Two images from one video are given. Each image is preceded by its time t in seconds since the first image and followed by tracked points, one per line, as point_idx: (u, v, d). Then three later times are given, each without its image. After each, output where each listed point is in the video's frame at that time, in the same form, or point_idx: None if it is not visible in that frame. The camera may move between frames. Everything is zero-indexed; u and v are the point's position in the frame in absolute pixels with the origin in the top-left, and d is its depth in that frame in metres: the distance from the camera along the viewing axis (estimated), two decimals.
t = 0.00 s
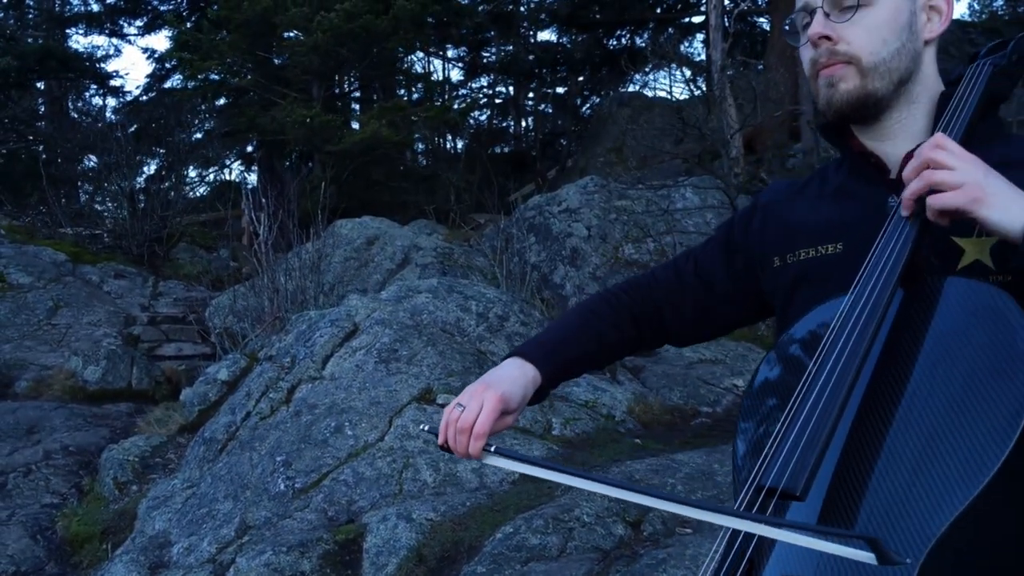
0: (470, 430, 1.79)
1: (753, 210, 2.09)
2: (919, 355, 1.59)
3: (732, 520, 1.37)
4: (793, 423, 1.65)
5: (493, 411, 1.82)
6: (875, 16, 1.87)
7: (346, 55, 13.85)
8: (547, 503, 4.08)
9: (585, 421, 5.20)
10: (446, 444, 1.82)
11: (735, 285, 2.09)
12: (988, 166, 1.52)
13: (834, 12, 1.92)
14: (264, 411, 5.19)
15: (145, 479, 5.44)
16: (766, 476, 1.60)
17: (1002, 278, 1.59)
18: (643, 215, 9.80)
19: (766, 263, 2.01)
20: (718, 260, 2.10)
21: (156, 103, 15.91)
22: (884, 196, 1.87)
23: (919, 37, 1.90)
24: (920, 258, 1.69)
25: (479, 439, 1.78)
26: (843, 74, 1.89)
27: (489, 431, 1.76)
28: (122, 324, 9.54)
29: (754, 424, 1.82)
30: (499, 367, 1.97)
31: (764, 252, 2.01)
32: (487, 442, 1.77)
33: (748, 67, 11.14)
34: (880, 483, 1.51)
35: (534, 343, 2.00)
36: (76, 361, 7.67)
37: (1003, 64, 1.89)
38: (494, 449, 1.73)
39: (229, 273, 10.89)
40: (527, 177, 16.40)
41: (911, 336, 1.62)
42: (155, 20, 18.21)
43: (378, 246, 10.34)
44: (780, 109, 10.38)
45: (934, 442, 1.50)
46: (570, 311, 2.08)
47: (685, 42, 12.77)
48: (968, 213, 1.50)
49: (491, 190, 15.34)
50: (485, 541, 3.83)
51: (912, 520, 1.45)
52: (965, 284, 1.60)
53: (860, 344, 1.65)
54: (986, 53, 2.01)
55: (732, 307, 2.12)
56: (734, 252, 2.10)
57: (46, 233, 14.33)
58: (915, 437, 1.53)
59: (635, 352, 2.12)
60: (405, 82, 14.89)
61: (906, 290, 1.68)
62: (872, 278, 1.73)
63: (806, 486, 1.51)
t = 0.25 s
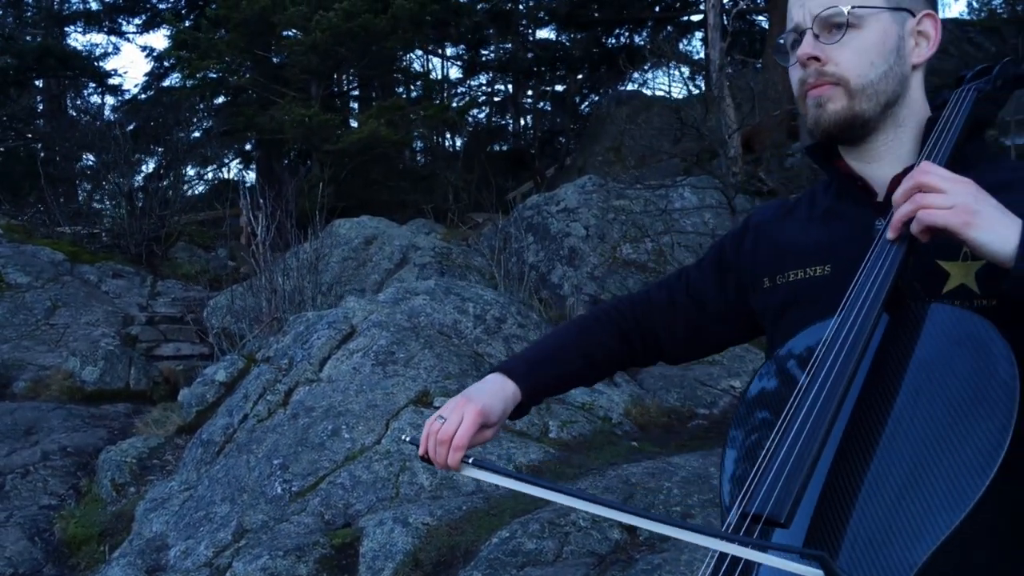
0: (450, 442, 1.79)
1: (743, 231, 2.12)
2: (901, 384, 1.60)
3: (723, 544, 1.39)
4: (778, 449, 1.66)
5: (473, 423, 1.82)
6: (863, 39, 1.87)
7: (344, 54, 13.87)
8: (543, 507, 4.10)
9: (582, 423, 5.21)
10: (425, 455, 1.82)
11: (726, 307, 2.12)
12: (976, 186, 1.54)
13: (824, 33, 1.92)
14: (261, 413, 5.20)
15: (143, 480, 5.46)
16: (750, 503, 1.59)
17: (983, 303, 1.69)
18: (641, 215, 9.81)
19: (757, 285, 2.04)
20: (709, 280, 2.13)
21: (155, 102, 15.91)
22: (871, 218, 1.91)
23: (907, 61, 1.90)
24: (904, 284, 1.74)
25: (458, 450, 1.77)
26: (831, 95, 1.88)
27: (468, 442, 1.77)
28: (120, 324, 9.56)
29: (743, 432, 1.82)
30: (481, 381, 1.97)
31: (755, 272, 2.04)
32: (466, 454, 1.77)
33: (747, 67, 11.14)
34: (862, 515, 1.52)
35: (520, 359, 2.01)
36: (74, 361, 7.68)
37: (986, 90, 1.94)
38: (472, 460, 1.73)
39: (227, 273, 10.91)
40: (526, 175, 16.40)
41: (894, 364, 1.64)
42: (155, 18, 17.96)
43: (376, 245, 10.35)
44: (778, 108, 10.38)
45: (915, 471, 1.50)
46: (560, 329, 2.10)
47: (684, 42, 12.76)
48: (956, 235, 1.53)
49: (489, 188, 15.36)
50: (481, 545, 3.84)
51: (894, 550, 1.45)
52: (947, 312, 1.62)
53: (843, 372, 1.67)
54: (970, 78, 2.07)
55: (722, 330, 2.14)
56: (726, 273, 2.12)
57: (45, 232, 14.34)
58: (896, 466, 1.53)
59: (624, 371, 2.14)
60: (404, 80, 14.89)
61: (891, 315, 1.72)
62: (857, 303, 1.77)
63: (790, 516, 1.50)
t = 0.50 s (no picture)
0: (419, 464, 1.87)
1: (737, 251, 2.10)
2: (897, 414, 1.61)
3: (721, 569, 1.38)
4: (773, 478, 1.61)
5: (443, 448, 1.89)
6: (872, 66, 1.86)
7: (341, 52, 13.84)
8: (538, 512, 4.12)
9: (578, 426, 5.20)
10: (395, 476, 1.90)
11: (720, 328, 2.11)
12: (1006, 160, 1.62)
13: (831, 57, 1.90)
14: (256, 415, 5.20)
15: (138, 482, 5.46)
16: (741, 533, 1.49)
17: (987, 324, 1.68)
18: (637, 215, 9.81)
19: (751, 306, 2.03)
20: (701, 300, 2.12)
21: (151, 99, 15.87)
22: (869, 241, 1.90)
23: (911, 87, 1.90)
24: (901, 311, 1.74)
25: (426, 473, 1.86)
26: (837, 121, 1.88)
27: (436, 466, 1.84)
28: (116, 323, 9.55)
29: (743, 446, 1.82)
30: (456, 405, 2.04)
31: (750, 294, 2.03)
32: (434, 477, 1.85)
33: (744, 66, 11.14)
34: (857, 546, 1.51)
35: (500, 380, 2.06)
36: (69, 361, 7.67)
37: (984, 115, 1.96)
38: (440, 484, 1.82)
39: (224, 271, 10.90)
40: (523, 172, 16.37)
41: (890, 393, 1.65)
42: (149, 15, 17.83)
43: (372, 244, 10.32)
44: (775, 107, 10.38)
45: (910, 503, 1.52)
46: (548, 349, 2.12)
47: (681, 40, 12.75)
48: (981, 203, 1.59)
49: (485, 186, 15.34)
50: (476, 551, 3.85)
51: None
52: (943, 343, 1.65)
53: (839, 400, 1.65)
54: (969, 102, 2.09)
55: (713, 350, 2.14)
56: (719, 293, 2.11)
57: (41, 230, 14.32)
58: (892, 498, 1.53)
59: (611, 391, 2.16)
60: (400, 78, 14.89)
61: (887, 342, 1.72)
62: (854, 330, 1.75)
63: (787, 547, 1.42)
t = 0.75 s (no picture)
0: (417, 475, 1.83)
1: (724, 261, 2.11)
2: (887, 428, 1.60)
3: None
4: (762, 495, 1.63)
5: (442, 458, 1.85)
6: (894, 90, 1.82)
7: (337, 52, 13.83)
8: (533, 515, 4.14)
9: (573, 427, 5.21)
10: (391, 487, 1.85)
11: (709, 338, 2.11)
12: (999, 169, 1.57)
13: (855, 79, 1.84)
14: (250, 417, 5.19)
15: (132, 484, 5.45)
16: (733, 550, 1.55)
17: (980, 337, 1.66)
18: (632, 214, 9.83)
19: (741, 317, 2.03)
20: (690, 309, 2.12)
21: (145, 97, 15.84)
22: (860, 254, 1.88)
23: (920, 107, 1.87)
24: (892, 323, 1.73)
25: (423, 483, 1.82)
26: (855, 146, 1.83)
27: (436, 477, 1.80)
28: (110, 323, 9.54)
29: (738, 449, 1.82)
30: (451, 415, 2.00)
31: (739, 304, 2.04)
32: (433, 489, 1.81)
33: (739, 66, 11.17)
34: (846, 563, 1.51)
35: (494, 389, 2.04)
36: (64, 363, 7.65)
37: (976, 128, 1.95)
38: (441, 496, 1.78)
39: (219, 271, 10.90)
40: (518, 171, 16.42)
41: (882, 406, 1.63)
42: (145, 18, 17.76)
43: (367, 244, 10.30)
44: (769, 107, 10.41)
45: (901, 519, 1.51)
46: (537, 358, 2.11)
47: (675, 39, 12.77)
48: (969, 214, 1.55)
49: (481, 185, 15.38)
50: (470, 554, 3.85)
51: None
52: (934, 354, 1.62)
53: (828, 415, 1.64)
54: (959, 112, 2.07)
55: (703, 359, 2.13)
56: (706, 302, 2.11)
57: (35, 230, 14.30)
58: (882, 514, 1.53)
59: (603, 399, 2.15)
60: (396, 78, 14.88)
61: (878, 353, 1.70)
62: (844, 345, 1.74)
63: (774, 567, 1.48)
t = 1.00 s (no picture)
0: (452, 505, 1.77)
1: (709, 268, 2.13)
2: (869, 436, 1.61)
3: None
4: (745, 500, 1.63)
5: (477, 485, 1.79)
6: (897, 106, 1.82)
7: (332, 52, 13.80)
8: (526, 516, 4.13)
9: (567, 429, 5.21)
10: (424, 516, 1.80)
11: (696, 348, 2.12)
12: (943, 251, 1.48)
13: (859, 97, 1.83)
14: (243, 418, 5.19)
15: (124, 485, 5.44)
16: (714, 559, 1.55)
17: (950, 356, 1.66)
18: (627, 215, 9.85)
19: (727, 324, 2.05)
20: (679, 319, 2.13)
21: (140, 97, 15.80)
22: (843, 264, 1.91)
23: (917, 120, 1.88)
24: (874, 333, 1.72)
25: (460, 513, 1.76)
26: (857, 162, 1.84)
27: (474, 507, 1.74)
28: (104, 324, 9.52)
29: (722, 451, 1.89)
30: (477, 434, 1.94)
31: (726, 312, 2.05)
32: (471, 518, 1.75)
33: (734, 67, 11.17)
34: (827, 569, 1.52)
35: (510, 411, 1.98)
36: (56, 364, 7.63)
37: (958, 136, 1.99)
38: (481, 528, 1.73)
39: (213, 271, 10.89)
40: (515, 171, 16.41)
41: (863, 414, 1.63)
42: (140, 14, 17.70)
43: (361, 245, 10.28)
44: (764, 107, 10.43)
45: (882, 526, 1.52)
46: (536, 376, 2.08)
47: (671, 40, 12.77)
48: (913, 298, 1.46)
49: (477, 185, 15.36)
50: (463, 556, 3.84)
51: None
52: (914, 363, 1.62)
53: (811, 422, 1.65)
54: (943, 120, 2.12)
55: (692, 369, 2.14)
56: (693, 310, 2.13)
57: (28, 230, 14.27)
58: (863, 521, 1.54)
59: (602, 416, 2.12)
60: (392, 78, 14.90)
61: (860, 361, 1.70)
62: (826, 354, 1.74)
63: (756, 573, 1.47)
